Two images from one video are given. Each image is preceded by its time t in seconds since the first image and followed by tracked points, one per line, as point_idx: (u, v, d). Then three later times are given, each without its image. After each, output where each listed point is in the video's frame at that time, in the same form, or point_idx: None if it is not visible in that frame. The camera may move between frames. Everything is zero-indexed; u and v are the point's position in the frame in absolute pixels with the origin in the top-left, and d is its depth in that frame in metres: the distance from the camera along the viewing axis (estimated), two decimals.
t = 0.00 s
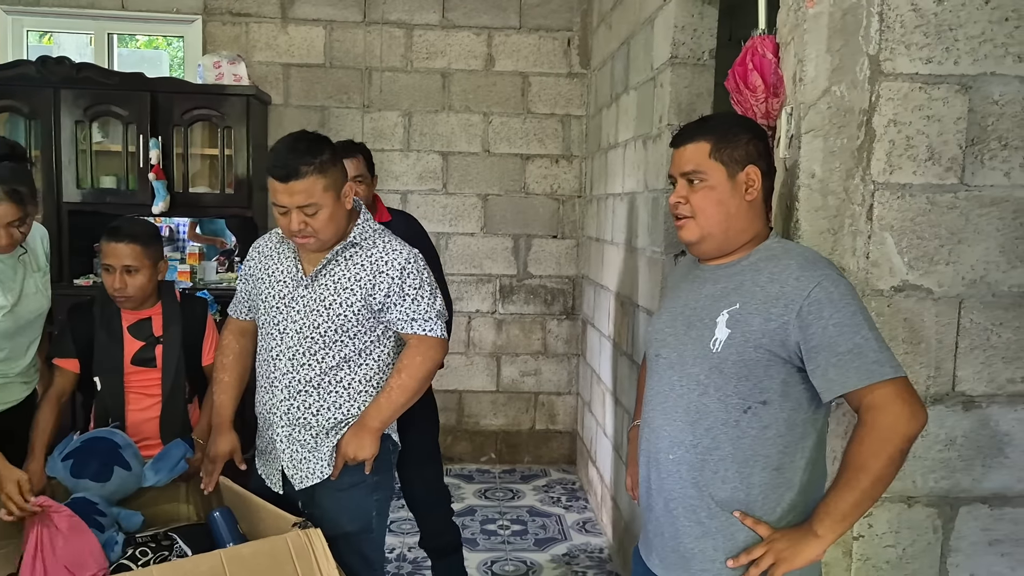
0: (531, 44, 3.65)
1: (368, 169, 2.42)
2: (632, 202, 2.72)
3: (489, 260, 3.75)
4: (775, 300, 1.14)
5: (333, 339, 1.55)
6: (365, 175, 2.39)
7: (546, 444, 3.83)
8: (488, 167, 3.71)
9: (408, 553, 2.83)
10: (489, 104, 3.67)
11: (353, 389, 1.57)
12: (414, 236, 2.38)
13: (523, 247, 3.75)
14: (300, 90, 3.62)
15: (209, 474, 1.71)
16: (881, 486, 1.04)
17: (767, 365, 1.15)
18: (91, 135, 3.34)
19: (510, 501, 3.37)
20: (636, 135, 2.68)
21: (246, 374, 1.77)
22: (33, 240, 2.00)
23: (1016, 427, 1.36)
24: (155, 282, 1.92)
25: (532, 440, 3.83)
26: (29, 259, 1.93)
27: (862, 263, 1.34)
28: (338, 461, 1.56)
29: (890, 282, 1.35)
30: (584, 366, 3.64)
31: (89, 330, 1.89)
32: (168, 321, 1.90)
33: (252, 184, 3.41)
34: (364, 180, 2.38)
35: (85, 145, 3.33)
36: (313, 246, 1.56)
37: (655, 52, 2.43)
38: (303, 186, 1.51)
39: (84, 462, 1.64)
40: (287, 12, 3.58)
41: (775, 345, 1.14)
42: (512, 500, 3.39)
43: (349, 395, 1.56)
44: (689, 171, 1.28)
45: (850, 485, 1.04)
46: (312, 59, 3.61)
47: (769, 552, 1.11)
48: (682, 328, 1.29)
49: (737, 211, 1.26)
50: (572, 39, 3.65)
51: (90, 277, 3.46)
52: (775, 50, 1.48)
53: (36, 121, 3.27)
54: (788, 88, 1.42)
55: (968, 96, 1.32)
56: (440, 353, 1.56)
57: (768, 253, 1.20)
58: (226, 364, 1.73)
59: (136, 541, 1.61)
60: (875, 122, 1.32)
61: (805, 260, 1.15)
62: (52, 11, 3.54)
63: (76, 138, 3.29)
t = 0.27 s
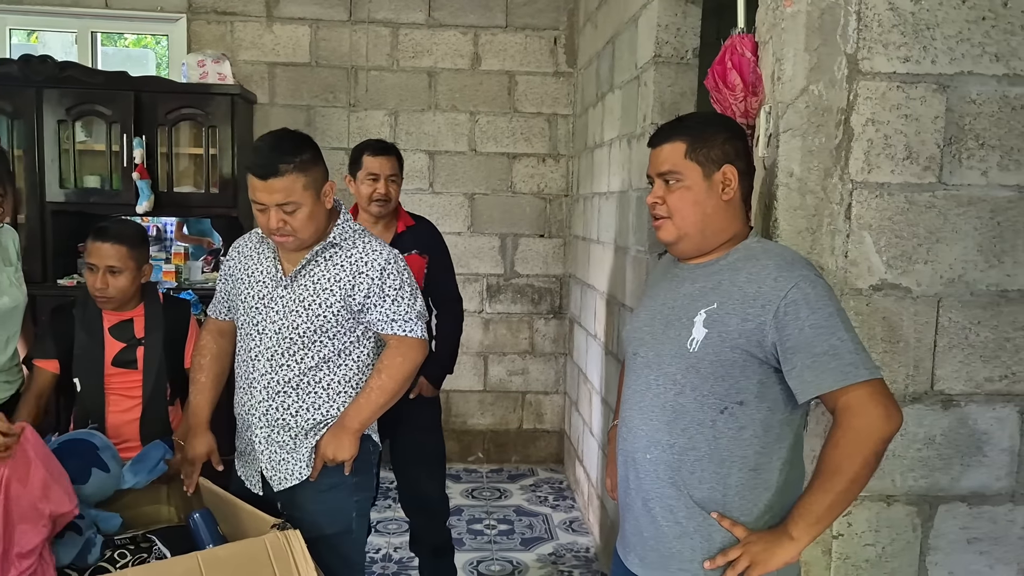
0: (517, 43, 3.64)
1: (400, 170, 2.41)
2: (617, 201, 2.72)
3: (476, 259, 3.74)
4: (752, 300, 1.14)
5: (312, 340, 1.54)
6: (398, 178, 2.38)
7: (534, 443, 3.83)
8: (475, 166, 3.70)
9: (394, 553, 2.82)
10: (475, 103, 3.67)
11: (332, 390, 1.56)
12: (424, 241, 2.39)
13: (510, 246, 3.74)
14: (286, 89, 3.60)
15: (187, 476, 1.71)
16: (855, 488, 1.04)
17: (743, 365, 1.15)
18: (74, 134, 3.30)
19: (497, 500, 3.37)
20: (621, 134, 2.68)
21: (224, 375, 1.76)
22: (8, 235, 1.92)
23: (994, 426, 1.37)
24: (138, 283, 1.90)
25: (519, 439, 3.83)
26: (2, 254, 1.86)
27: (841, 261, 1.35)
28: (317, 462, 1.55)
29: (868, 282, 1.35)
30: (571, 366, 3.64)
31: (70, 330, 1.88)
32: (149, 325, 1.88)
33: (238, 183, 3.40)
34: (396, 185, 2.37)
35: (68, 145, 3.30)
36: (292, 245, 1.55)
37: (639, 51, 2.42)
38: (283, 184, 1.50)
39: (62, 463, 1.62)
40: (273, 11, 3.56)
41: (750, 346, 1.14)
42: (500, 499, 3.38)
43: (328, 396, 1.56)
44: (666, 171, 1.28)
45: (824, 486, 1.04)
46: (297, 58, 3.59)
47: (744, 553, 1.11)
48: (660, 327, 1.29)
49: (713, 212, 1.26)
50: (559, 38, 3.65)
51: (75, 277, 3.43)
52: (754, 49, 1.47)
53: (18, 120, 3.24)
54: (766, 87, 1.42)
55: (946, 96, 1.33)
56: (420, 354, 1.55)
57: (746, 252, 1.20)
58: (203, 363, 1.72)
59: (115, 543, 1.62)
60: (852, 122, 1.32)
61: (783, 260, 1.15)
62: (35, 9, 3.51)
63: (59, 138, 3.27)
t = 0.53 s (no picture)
0: (510, 41, 3.64)
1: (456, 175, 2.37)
2: (609, 198, 2.71)
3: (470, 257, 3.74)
4: (739, 297, 1.14)
5: (299, 337, 1.53)
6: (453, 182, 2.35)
7: (527, 441, 3.82)
8: (468, 163, 3.69)
9: (386, 551, 2.81)
10: (468, 100, 3.66)
11: (319, 387, 1.55)
12: (462, 245, 2.39)
13: (504, 244, 3.74)
14: (278, 87, 3.59)
15: (175, 473, 1.70)
16: (840, 486, 1.03)
17: (728, 362, 1.15)
18: (65, 132, 3.28)
19: (490, 498, 3.36)
20: (613, 131, 2.67)
21: (213, 372, 1.76)
22: None
23: (982, 422, 1.36)
24: (130, 280, 1.89)
25: (513, 437, 3.82)
26: None
27: (829, 257, 1.34)
28: (304, 460, 1.54)
29: (857, 278, 1.35)
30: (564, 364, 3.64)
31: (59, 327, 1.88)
32: (140, 323, 1.87)
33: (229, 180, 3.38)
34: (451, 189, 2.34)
35: (58, 142, 3.28)
36: (277, 240, 1.54)
37: (631, 47, 2.42)
38: (269, 178, 1.49)
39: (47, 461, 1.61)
40: (264, 8, 3.55)
41: (736, 343, 1.14)
42: (492, 497, 3.38)
43: (315, 393, 1.55)
44: (644, 170, 1.28)
45: (808, 483, 1.04)
46: (290, 55, 3.58)
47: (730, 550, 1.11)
48: (646, 324, 1.28)
49: (692, 209, 1.25)
50: (552, 35, 3.64)
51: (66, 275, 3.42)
52: (742, 45, 1.46)
53: (8, 117, 3.22)
54: (754, 83, 1.42)
55: (934, 91, 1.32)
56: (407, 351, 1.55)
57: (732, 248, 1.20)
58: (194, 361, 1.72)
59: (102, 542, 1.61)
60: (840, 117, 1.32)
61: (768, 257, 1.15)
62: (26, 5, 3.49)
63: (50, 135, 3.26)
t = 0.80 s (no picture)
0: (511, 41, 3.64)
1: (490, 175, 2.31)
2: (610, 198, 2.72)
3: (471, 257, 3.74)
4: (738, 298, 1.14)
5: (300, 337, 1.54)
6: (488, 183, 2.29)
7: (528, 441, 3.83)
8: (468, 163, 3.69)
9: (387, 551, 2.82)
10: (468, 100, 3.66)
11: (321, 387, 1.56)
12: (495, 246, 2.35)
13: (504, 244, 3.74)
14: (279, 87, 3.60)
15: (178, 473, 1.71)
16: (839, 486, 1.04)
17: (727, 362, 1.16)
18: (66, 132, 3.29)
19: (491, 498, 3.37)
20: (614, 131, 2.68)
21: (215, 373, 1.76)
22: None
23: (982, 422, 1.37)
24: (132, 280, 1.90)
25: (513, 437, 3.82)
26: None
27: (829, 258, 1.35)
28: (306, 460, 1.55)
29: (857, 278, 1.35)
30: (565, 364, 3.64)
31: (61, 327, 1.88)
32: (144, 323, 1.88)
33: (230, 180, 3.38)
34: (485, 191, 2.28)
35: (60, 142, 3.29)
36: (278, 239, 1.54)
37: (631, 48, 2.42)
38: (271, 176, 1.50)
39: (50, 461, 1.62)
40: (265, 8, 3.55)
41: (735, 343, 1.14)
42: (493, 497, 3.38)
43: (316, 393, 1.56)
44: (643, 174, 1.29)
45: (806, 484, 1.04)
46: (290, 55, 3.58)
47: (729, 550, 1.11)
48: (647, 324, 1.29)
49: (691, 211, 1.26)
50: (552, 35, 3.64)
51: (67, 275, 3.42)
52: (744, 46, 1.48)
53: (10, 117, 3.23)
54: (755, 84, 1.43)
55: (934, 91, 1.33)
56: (408, 351, 1.55)
57: (732, 249, 1.20)
58: (196, 361, 1.72)
59: (105, 541, 1.62)
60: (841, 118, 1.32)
61: (767, 258, 1.15)
62: (27, 6, 3.49)
63: (51, 135, 3.26)
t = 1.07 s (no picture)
0: (514, 41, 3.64)
1: (507, 173, 2.26)
2: (614, 198, 2.72)
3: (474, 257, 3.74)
4: (743, 298, 1.14)
5: (307, 336, 1.54)
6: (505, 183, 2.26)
7: (531, 441, 3.83)
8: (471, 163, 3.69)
9: (391, 551, 2.82)
10: (471, 100, 3.66)
11: (327, 386, 1.56)
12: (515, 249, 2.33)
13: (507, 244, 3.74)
14: (282, 87, 3.60)
15: (183, 472, 1.71)
16: (846, 486, 1.04)
17: (733, 362, 1.16)
18: (70, 132, 3.29)
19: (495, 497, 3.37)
20: (617, 131, 2.68)
21: (220, 370, 1.76)
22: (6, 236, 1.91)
23: (988, 422, 1.37)
24: (137, 279, 1.90)
25: (517, 436, 3.83)
26: None
27: (836, 258, 1.35)
28: (312, 460, 1.55)
29: (864, 278, 1.35)
30: (568, 364, 3.64)
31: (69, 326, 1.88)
32: (150, 322, 1.88)
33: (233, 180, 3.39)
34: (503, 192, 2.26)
35: (64, 142, 3.29)
36: (282, 238, 1.55)
37: (635, 48, 2.43)
38: (276, 173, 1.51)
39: (57, 461, 1.62)
40: (269, 8, 3.55)
41: (740, 343, 1.14)
42: (497, 496, 3.38)
43: (323, 393, 1.56)
44: (648, 176, 1.29)
45: (813, 484, 1.04)
46: (294, 55, 3.59)
47: (736, 550, 1.11)
48: (653, 324, 1.29)
49: (697, 211, 1.26)
50: (555, 35, 3.64)
51: (71, 274, 3.43)
52: (750, 46, 1.48)
53: (14, 117, 3.23)
54: (761, 85, 1.43)
55: (941, 92, 1.33)
56: (414, 351, 1.56)
57: (737, 250, 1.21)
58: (200, 360, 1.72)
59: (112, 540, 1.62)
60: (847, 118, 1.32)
61: (773, 258, 1.15)
62: (31, 6, 3.50)
63: (55, 135, 3.26)
